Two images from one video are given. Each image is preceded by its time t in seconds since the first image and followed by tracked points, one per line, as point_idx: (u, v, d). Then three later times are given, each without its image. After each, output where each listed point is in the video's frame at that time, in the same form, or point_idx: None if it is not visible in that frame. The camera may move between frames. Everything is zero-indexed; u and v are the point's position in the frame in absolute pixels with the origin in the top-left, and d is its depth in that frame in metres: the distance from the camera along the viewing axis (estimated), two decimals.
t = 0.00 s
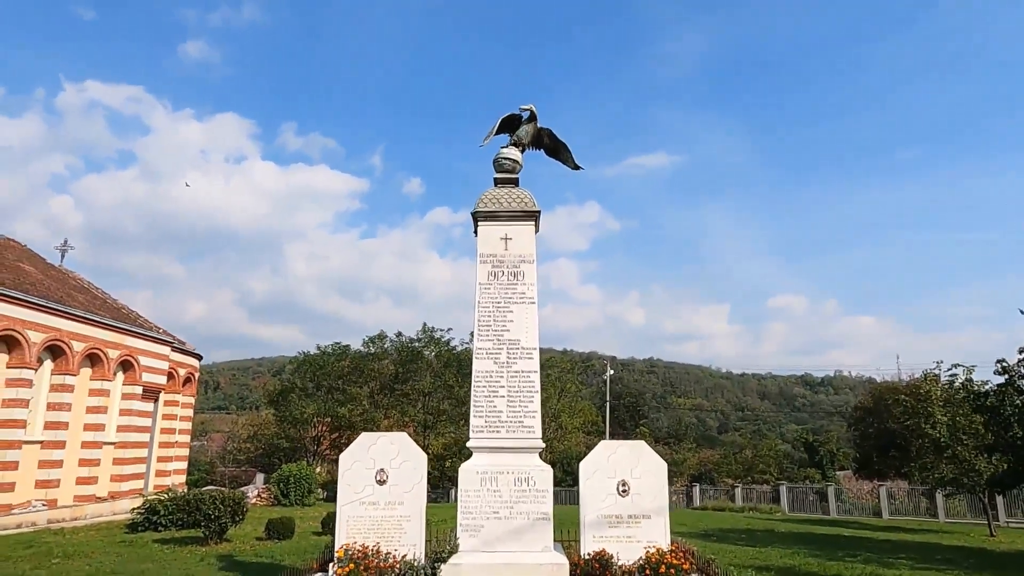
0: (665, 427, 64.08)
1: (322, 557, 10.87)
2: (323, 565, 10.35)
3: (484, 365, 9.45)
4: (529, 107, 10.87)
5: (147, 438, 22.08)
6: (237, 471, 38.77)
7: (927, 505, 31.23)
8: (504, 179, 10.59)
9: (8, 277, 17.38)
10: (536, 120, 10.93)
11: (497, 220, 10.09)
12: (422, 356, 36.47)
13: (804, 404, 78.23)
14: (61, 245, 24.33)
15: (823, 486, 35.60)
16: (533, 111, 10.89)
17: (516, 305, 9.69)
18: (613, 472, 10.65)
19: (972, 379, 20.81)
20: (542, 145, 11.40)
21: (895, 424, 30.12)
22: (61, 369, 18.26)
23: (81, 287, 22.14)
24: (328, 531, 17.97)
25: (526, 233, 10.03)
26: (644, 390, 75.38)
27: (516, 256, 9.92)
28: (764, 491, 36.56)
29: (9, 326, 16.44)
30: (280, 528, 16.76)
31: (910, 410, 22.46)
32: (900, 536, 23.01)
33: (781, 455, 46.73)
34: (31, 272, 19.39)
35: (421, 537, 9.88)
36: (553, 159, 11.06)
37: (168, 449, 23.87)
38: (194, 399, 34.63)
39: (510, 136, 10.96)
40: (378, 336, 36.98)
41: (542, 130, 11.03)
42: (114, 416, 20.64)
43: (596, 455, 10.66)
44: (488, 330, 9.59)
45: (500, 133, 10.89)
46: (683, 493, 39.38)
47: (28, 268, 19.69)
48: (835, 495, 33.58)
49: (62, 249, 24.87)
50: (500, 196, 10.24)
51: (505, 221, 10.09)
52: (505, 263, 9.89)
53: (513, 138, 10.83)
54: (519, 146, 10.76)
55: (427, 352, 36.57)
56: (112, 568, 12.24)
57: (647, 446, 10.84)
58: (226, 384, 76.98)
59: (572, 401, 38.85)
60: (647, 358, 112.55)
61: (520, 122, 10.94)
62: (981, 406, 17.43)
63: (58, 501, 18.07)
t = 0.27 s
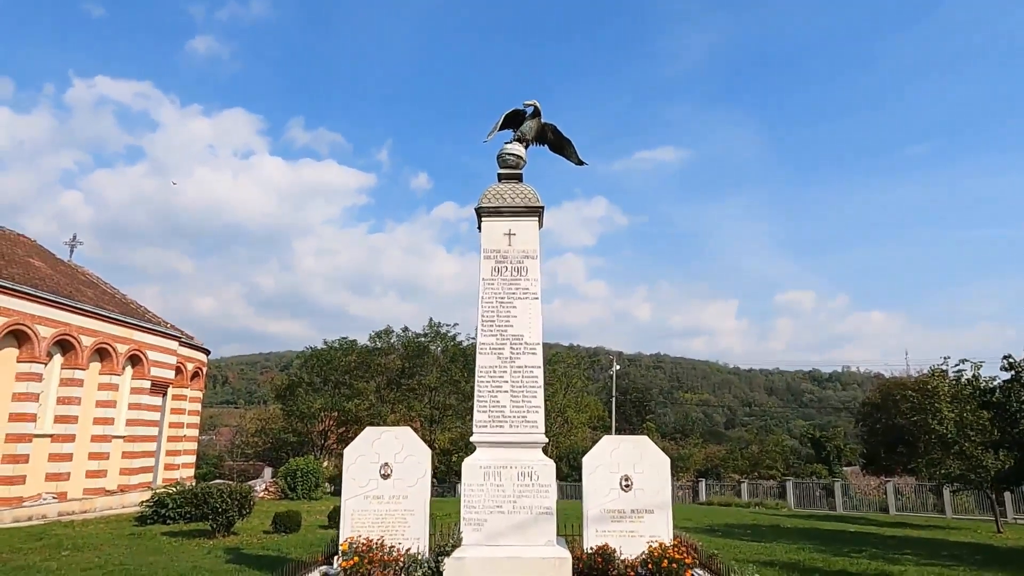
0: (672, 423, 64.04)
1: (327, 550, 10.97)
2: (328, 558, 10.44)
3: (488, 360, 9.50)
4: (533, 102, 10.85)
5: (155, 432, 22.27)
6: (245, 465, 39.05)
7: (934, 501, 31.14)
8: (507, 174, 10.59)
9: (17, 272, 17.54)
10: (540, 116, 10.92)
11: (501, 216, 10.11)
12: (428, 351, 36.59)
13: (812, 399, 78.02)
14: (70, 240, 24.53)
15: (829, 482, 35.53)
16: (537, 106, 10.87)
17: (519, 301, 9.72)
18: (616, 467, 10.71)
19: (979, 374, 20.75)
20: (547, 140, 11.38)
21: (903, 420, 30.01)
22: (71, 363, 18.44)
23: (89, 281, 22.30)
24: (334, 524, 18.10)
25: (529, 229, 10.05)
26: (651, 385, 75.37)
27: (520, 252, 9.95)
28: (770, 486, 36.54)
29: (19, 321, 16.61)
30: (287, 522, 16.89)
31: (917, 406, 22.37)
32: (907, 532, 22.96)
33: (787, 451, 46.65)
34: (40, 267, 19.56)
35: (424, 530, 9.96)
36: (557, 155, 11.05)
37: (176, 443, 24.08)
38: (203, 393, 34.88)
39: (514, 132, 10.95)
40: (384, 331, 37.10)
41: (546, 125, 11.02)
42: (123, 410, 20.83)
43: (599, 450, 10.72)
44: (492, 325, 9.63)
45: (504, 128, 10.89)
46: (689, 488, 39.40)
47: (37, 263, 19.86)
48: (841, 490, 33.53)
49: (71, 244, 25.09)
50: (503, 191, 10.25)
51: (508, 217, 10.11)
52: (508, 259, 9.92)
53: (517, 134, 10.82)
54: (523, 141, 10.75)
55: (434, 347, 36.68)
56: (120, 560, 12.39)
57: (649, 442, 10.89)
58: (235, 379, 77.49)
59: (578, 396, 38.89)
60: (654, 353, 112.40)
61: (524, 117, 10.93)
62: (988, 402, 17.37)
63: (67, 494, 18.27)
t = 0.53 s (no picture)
0: (664, 421, 64.26)
1: (320, 551, 10.96)
2: (322, 559, 10.44)
3: (480, 361, 9.53)
4: (524, 103, 10.89)
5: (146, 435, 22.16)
6: (237, 467, 38.89)
7: (924, 497, 31.40)
8: (499, 176, 10.63)
9: (6, 275, 17.42)
10: (531, 117, 10.97)
11: (492, 217, 10.15)
12: (421, 351, 36.60)
13: (803, 397, 78.48)
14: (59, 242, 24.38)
15: (820, 479, 35.77)
16: (528, 108, 10.92)
17: (511, 301, 9.76)
18: (609, 466, 10.77)
19: (968, 371, 20.96)
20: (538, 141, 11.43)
21: (893, 417, 30.24)
22: (60, 366, 18.32)
23: (79, 284, 22.17)
24: (327, 526, 18.08)
25: (520, 229, 10.09)
26: (644, 384, 75.59)
27: (512, 253, 9.99)
28: (762, 484, 36.76)
29: (7, 324, 16.49)
30: (280, 523, 16.86)
31: (907, 402, 22.57)
32: (897, 528, 23.17)
33: (779, 448, 46.92)
34: (28, 269, 19.43)
35: (418, 531, 9.99)
36: (548, 156, 11.10)
37: (167, 445, 23.97)
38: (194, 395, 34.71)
39: (505, 133, 10.99)
40: (376, 332, 37.04)
41: (537, 126, 11.07)
42: (114, 413, 20.73)
43: (592, 449, 10.78)
44: (484, 326, 9.66)
45: (495, 129, 10.93)
46: (682, 486, 39.59)
47: (26, 266, 19.72)
48: (833, 487, 33.76)
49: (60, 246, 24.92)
50: (495, 192, 10.29)
51: (500, 217, 10.15)
52: (500, 260, 9.96)
53: (508, 135, 10.86)
54: (514, 142, 10.79)
55: (426, 347, 36.67)
56: (112, 564, 12.34)
57: (642, 440, 10.96)
58: (226, 380, 77.13)
59: (571, 396, 38.97)
60: (647, 352, 112.69)
61: (515, 118, 10.98)
62: (976, 399, 17.54)
63: (58, 498, 18.16)
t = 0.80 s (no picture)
0: (662, 421, 64.34)
1: (320, 552, 10.97)
2: (321, 560, 10.45)
3: (480, 362, 9.56)
4: (522, 105, 10.92)
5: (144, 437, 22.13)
6: (235, 468, 38.85)
7: (921, 495, 31.52)
8: (498, 177, 10.66)
9: (3, 277, 17.41)
10: (529, 118, 11.00)
11: (491, 218, 10.18)
12: (418, 352, 36.63)
13: (800, 397, 78.68)
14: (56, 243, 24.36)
15: (818, 478, 35.86)
16: (527, 109, 10.95)
17: (510, 302, 9.80)
18: (607, 466, 10.81)
19: (964, 371, 21.08)
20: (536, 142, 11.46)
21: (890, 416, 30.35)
22: (58, 368, 18.31)
23: (76, 285, 22.15)
24: (326, 527, 18.09)
25: (519, 231, 10.13)
26: (641, 384, 75.71)
27: (511, 254, 10.02)
28: (760, 483, 36.86)
29: (5, 326, 16.48)
30: (278, 525, 16.87)
31: (904, 402, 22.66)
32: (894, 527, 23.25)
33: (777, 448, 47.03)
34: (26, 271, 19.41)
35: (418, 532, 10.01)
36: (547, 157, 11.13)
37: (165, 447, 23.94)
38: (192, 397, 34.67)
39: (504, 134, 11.02)
40: (374, 333, 37.05)
41: (535, 128, 11.10)
42: (112, 414, 20.70)
43: (591, 449, 10.81)
44: (483, 326, 9.69)
45: (493, 131, 10.96)
46: (679, 486, 39.66)
47: (23, 267, 19.70)
48: (830, 486, 33.86)
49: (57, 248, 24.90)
50: (494, 194, 10.33)
51: (499, 219, 10.18)
52: (499, 261, 9.99)
53: (506, 136, 10.89)
54: (513, 144, 10.82)
55: (424, 348, 36.71)
56: (111, 566, 12.32)
57: (640, 440, 11.00)
58: (223, 382, 77.03)
59: (569, 396, 39.02)
60: (644, 352, 112.81)
61: (513, 120, 11.01)
62: (972, 398, 17.64)
63: (56, 500, 18.13)
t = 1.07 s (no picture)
0: (665, 426, 64.21)
1: (323, 555, 10.98)
2: (325, 563, 10.46)
3: (484, 365, 9.58)
4: (527, 109, 10.95)
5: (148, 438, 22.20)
6: (238, 470, 38.89)
7: (926, 501, 31.41)
8: (502, 181, 10.70)
9: (9, 278, 17.50)
10: (535, 123, 11.03)
11: (496, 222, 10.21)
12: (422, 355, 36.69)
13: (804, 402, 78.48)
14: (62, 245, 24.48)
15: (822, 483, 35.76)
16: (532, 113, 10.98)
17: (515, 306, 9.82)
18: (611, 470, 10.81)
19: (969, 376, 21.05)
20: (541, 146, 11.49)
21: (894, 421, 30.26)
22: (63, 369, 18.38)
23: (82, 287, 22.26)
24: (329, 529, 18.12)
25: (524, 234, 10.15)
26: (644, 388, 75.60)
27: (515, 257, 10.04)
28: (763, 488, 36.78)
29: (11, 327, 16.56)
30: (282, 527, 16.88)
31: (908, 407, 22.61)
32: (899, 532, 23.14)
33: (780, 453, 46.92)
34: (32, 273, 19.51)
35: (422, 535, 10.02)
36: (551, 161, 11.16)
37: (169, 448, 24.01)
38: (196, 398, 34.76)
39: (509, 138, 11.06)
40: (378, 336, 37.11)
41: (540, 132, 11.13)
42: (116, 416, 20.77)
43: (594, 453, 10.81)
44: (488, 330, 9.71)
45: (499, 135, 10.99)
46: (683, 491, 39.56)
47: (29, 269, 19.81)
48: (834, 491, 33.76)
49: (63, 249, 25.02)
50: (499, 197, 10.36)
51: (503, 223, 10.21)
52: (503, 264, 10.02)
53: (511, 140, 10.92)
54: (518, 148, 10.86)
55: (427, 351, 36.77)
56: (115, 567, 12.35)
57: (644, 444, 11.00)
58: (227, 384, 77.17)
59: (572, 399, 39.02)
60: (647, 356, 112.63)
61: (518, 124, 11.04)
62: (977, 404, 17.61)
63: (60, 501, 18.19)
